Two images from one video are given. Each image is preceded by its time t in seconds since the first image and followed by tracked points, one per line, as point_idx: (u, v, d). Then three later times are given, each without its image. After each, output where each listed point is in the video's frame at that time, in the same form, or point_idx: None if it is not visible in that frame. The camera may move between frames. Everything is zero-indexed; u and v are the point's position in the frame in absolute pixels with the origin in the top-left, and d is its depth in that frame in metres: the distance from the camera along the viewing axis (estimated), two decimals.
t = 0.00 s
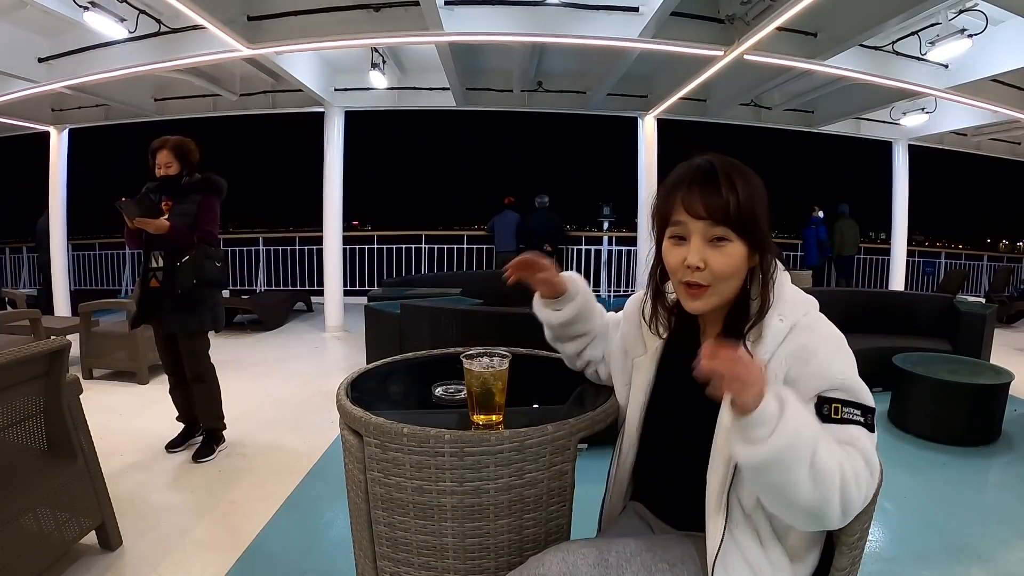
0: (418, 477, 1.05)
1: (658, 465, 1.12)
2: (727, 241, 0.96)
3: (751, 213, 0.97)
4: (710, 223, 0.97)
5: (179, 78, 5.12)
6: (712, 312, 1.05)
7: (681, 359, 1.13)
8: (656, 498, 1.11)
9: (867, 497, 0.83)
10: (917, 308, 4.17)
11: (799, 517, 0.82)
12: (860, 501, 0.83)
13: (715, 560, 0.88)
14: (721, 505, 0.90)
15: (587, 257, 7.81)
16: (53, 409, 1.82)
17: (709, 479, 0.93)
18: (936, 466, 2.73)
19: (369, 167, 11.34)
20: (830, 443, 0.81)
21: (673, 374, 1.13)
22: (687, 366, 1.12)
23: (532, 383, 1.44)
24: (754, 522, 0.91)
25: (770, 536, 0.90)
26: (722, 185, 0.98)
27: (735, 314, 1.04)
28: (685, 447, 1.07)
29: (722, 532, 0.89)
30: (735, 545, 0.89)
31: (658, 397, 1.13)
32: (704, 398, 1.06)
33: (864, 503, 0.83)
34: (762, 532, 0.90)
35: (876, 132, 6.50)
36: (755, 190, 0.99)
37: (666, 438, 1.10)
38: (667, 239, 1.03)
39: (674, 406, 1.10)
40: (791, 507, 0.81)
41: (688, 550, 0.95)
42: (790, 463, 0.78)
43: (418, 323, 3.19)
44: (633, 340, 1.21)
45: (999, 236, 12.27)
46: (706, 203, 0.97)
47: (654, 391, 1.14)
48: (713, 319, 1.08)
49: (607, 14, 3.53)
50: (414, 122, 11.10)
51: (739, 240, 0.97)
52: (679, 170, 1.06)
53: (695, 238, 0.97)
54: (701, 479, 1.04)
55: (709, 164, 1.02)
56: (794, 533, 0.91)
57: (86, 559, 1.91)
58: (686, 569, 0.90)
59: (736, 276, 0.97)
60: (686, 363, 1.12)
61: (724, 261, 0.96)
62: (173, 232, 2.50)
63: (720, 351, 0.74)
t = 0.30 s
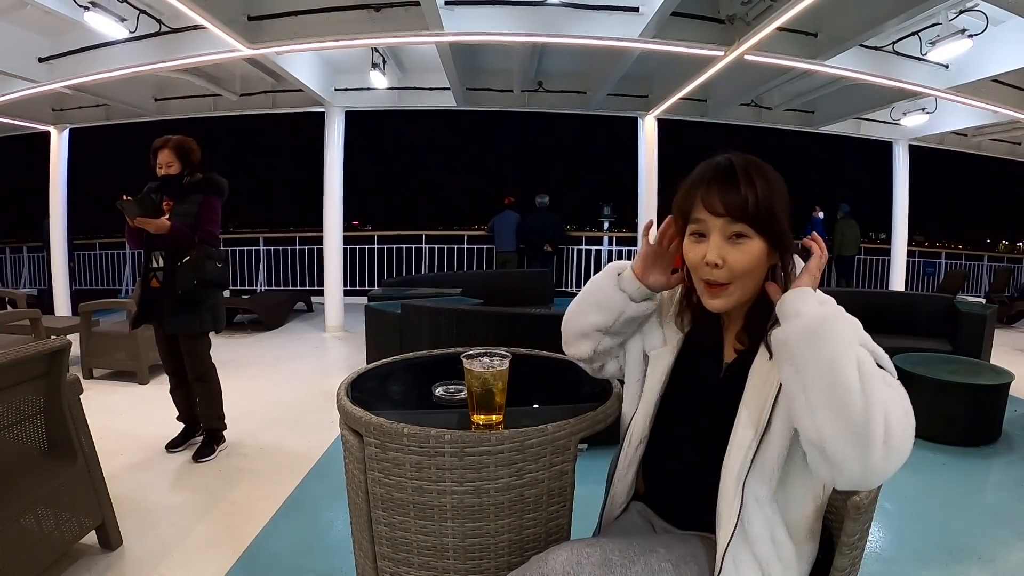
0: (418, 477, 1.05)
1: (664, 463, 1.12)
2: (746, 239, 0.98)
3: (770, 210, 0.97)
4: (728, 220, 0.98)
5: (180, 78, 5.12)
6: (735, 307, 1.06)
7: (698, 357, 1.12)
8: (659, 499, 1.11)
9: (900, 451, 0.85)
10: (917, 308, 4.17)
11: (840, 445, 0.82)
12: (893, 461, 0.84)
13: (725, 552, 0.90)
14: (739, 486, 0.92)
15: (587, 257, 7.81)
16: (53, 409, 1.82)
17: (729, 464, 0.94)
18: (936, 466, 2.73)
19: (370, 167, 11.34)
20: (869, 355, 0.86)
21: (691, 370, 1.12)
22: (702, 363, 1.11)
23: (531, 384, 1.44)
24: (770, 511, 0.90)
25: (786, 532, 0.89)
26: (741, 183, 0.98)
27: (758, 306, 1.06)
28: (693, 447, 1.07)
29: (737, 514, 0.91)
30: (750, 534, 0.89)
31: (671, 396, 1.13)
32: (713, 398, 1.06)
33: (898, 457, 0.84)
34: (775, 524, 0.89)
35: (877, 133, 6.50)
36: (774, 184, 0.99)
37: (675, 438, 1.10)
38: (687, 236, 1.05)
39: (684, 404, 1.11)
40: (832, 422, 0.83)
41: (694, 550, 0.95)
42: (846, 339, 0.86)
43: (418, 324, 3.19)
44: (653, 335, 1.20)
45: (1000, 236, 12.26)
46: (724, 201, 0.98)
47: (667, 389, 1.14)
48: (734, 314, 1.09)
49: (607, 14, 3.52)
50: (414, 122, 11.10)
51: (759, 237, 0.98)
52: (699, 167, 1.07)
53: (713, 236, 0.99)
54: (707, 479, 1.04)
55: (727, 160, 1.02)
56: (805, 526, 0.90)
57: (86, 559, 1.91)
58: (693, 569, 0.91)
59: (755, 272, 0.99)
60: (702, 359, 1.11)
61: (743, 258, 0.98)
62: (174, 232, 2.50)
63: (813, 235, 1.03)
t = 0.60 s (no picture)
0: (418, 477, 1.05)
1: (669, 462, 1.13)
2: (748, 251, 0.96)
3: (773, 219, 0.94)
4: (727, 236, 0.96)
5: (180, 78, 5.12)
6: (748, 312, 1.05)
7: (708, 353, 1.12)
8: (664, 500, 1.11)
9: (954, 391, 0.84)
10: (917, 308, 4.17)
11: (902, 383, 0.81)
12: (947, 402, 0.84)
13: (743, 543, 0.89)
14: (760, 472, 0.90)
15: (587, 256, 7.81)
16: (53, 409, 1.82)
17: (749, 451, 0.93)
18: (936, 466, 2.73)
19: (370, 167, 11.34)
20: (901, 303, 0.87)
21: (701, 363, 1.13)
22: (718, 356, 1.11)
23: (531, 383, 1.44)
24: (790, 499, 0.89)
25: (803, 523, 0.89)
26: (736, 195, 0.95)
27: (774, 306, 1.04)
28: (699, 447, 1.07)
29: (760, 499, 0.89)
30: (770, 525, 0.89)
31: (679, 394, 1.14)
32: (720, 396, 1.07)
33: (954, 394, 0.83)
34: (796, 508, 0.89)
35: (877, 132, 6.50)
36: (781, 187, 0.95)
37: (681, 437, 1.11)
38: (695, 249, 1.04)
39: (694, 400, 1.11)
40: (891, 355, 0.81)
41: (700, 550, 0.96)
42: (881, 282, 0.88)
43: (418, 324, 3.19)
44: (671, 314, 1.19)
45: (1000, 235, 12.26)
46: (720, 217, 0.96)
47: (676, 385, 1.15)
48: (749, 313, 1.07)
49: (607, 14, 3.52)
50: (414, 122, 11.09)
51: (763, 246, 0.96)
52: (702, 177, 1.05)
53: (717, 251, 0.98)
54: (710, 479, 1.05)
55: (730, 167, 0.99)
56: (820, 514, 0.90)
57: (86, 559, 1.91)
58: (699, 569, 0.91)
59: (765, 280, 0.98)
60: (713, 354, 1.11)
61: (748, 272, 0.97)
62: (173, 232, 2.50)
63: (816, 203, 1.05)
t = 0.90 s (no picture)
0: (418, 477, 1.05)
1: (671, 462, 1.13)
2: (755, 281, 0.92)
3: (780, 248, 0.88)
4: (732, 269, 0.92)
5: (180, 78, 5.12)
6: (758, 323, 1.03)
7: (710, 352, 1.13)
8: (665, 501, 1.11)
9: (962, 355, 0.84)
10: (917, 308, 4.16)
11: (908, 341, 0.81)
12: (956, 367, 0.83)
13: (745, 536, 0.89)
14: (762, 462, 0.90)
15: (587, 256, 7.82)
16: (53, 408, 1.82)
17: (752, 443, 0.93)
18: (936, 466, 2.73)
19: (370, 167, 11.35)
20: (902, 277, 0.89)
21: (705, 361, 1.13)
22: (722, 353, 1.10)
23: (532, 383, 1.44)
24: (794, 490, 0.89)
25: (806, 516, 0.89)
26: (738, 225, 0.89)
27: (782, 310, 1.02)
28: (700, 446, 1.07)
29: (762, 489, 0.89)
30: (772, 517, 0.89)
31: (682, 393, 1.14)
32: (722, 395, 1.07)
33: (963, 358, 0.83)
34: (800, 500, 0.89)
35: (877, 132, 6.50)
36: (788, 209, 0.88)
37: (683, 437, 1.11)
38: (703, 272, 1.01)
39: (697, 400, 1.11)
40: (896, 317, 0.82)
41: (703, 550, 0.95)
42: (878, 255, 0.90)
43: (418, 324, 3.19)
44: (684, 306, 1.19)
45: (1000, 235, 12.27)
46: (721, 251, 0.92)
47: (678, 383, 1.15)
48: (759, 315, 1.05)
49: (607, 14, 3.52)
50: (414, 122, 11.09)
51: (769, 274, 0.91)
52: (704, 194, 0.97)
53: (724, 281, 0.95)
54: (709, 478, 1.05)
55: (731, 188, 0.91)
56: (821, 508, 0.90)
57: (86, 559, 1.91)
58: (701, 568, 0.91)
59: (774, 301, 0.95)
60: (716, 353, 1.12)
61: (756, 299, 0.94)
62: (173, 232, 2.50)
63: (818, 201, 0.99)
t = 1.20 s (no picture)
0: (418, 477, 1.05)
1: (672, 463, 1.13)
2: (751, 293, 0.92)
3: (776, 261, 0.88)
4: (728, 283, 0.92)
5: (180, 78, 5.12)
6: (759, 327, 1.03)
7: (712, 353, 1.12)
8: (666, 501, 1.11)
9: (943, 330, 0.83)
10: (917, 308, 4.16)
11: (880, 325, 0.81)
12: (937, 342, 0.82)
13: (742, 535, 0.89)
14: (759, 458, 0.91)
15: (587, 256, 7.82)
16: (54, 409, 1.82)
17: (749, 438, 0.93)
18: (936, 466, 2.73)
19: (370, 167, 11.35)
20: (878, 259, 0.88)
21: (707, 362, 1.12)
22: (727, 353, 1.10)
23: (532, 383, 1.44)
24: (790, 487, 0.89)
25: (805, 514, 0.89)
26: (731, 242, 0.89)
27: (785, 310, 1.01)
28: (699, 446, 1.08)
29: (757, 488, 0.89)
30: (769, 516, 0.89)
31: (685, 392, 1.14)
32: (723, 396, 1.07)
33: (944, 333, 0.82)
34: (797, 497, 0.89)
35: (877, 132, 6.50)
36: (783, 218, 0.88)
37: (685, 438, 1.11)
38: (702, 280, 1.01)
39: (698, 400, 1.11)
40: (867, 301, 0.82)
41: (704, 551, 0.95)
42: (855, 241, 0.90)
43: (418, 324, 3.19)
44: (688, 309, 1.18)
45: (1000, 235, 12.27)
46: (718, 268, 0.92)
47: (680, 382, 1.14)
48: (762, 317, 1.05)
49: (607, 14, 3.53)
50: (414, 122, 11.09)
51: (765, 286, 0.91)
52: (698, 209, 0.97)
53: (721, 293, 0.95)
54: (709, 478, 1.06)
55: (723, 202, 0.91)
56: (820, 508, 0.90)
57: (86, 559, 1.91)
58: (701, 568, 0.91)
59: (771, 309, 0.95)
60: (721, 355, 1.11)
61: (753, 309, 0.94)
62: (173, 232, 2.49)
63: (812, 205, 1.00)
